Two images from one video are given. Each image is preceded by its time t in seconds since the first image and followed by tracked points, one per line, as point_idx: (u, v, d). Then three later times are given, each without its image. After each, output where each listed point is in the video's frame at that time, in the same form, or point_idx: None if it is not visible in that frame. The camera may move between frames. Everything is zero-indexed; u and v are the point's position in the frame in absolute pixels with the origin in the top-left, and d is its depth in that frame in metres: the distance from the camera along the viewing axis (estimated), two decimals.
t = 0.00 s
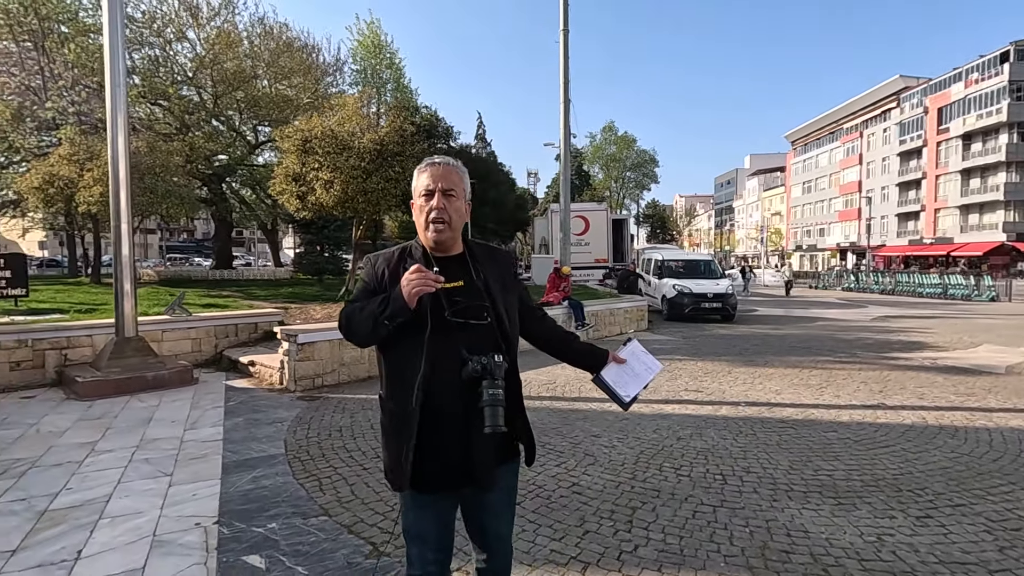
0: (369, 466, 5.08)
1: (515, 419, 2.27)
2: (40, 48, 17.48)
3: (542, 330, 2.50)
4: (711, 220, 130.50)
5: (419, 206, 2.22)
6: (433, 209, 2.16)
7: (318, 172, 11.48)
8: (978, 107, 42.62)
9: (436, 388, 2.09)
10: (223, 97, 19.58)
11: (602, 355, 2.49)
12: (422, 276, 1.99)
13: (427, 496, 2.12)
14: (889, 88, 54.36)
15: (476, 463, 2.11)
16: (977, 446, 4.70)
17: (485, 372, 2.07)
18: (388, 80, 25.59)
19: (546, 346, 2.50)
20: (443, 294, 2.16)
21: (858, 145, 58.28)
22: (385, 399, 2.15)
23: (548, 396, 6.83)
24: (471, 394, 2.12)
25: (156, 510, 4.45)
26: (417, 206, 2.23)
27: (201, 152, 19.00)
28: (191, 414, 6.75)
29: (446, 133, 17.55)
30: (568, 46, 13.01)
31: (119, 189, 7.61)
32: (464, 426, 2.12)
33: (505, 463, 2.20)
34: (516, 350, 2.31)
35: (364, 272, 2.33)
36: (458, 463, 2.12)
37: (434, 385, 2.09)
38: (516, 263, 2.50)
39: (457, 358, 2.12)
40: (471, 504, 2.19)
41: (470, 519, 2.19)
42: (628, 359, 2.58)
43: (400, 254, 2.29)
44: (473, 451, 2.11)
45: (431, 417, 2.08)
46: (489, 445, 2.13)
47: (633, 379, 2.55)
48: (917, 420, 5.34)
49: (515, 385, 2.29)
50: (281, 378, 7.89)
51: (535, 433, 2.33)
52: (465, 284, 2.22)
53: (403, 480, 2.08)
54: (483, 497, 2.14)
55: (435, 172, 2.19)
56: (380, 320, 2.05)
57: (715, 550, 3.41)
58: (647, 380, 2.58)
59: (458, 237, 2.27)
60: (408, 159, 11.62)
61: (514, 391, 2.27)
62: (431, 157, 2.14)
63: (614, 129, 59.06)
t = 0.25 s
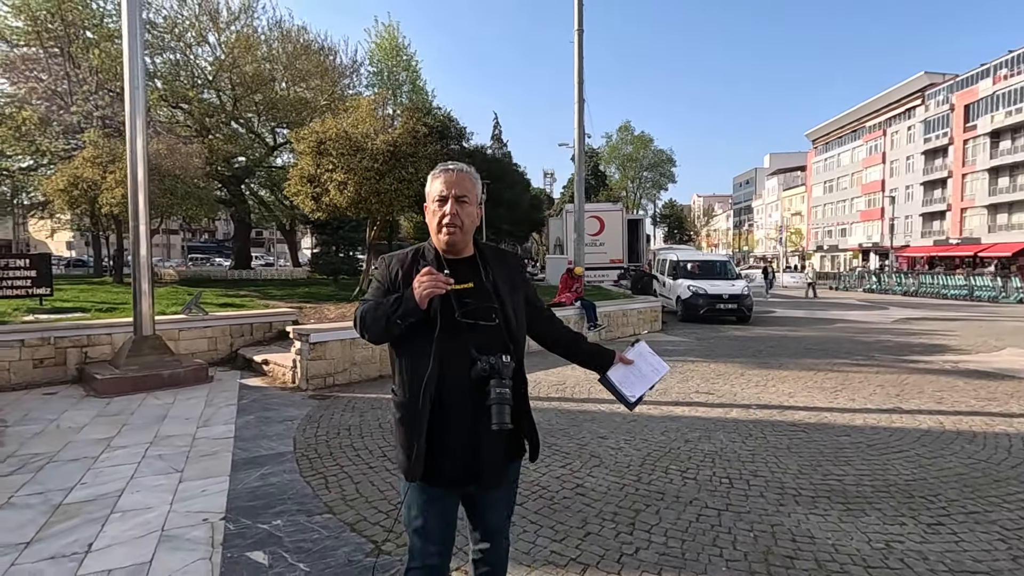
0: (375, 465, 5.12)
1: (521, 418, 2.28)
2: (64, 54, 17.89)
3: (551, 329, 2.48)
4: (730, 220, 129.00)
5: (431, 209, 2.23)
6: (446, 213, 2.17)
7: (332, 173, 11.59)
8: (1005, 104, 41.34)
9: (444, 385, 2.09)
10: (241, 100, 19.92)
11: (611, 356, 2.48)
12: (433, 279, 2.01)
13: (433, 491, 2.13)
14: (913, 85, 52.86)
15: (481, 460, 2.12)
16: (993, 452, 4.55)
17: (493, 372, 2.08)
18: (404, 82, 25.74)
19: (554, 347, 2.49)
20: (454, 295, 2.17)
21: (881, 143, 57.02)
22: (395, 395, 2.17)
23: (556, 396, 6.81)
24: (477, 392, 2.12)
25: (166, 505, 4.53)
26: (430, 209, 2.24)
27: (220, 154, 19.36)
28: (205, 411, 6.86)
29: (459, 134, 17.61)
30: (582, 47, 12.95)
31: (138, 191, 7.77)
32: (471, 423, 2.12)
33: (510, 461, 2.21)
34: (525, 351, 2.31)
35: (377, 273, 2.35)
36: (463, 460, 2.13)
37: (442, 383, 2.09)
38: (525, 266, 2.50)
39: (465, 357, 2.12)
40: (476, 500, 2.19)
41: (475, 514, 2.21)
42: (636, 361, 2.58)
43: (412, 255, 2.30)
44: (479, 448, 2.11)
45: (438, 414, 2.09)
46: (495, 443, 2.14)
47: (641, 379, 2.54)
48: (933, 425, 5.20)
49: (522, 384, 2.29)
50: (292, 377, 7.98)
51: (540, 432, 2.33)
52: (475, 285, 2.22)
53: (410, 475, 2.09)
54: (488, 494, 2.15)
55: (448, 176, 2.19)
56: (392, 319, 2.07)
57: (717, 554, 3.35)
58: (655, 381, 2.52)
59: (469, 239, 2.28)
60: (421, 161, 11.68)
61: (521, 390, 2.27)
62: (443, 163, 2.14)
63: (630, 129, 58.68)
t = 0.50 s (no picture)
0: (382, 465, 5.14)
1: (526, 418, 2.27)
2: (87, 59, 18.29)
3: (558, 332, 2.45)
4: (747, 220, 127.70)
5: (444, 213, 2.23)
6: (459, 220, 2.17)
7: (345, 175, 11.70)
8: None
9: (449, 384, 2.10)
10: (258, 103, 20.23)
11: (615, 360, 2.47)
12: (444, 281, 2.03)
13: (436, 487, 2.15)
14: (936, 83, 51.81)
15: (483, 459, 2.13)
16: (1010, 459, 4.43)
17: (497, 372, 2.08)
18: (419, 84, 25.86)
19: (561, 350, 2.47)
20: (465, 296, 2.18)
21: (902, 143, 55.95)
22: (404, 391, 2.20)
23: (565, 398, 6.79)
24: (482, 391, 2.12)
25: (176, 502, 4.60)
26: (443, 213, 2.25)
27: (236, 157, 19.68)
28: (218, 410, 6.96)
29: (471, 135, 17.65)
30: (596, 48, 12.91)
31: (154, 193, 7.91)
32: (475, 422, 2.12)
33: (512, 461, 2.20)
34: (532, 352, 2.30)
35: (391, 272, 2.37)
36: (466, 457, 2.14)
37: (448, 382, 2.10)
38: (537, 269, 2.48)
39: (471, 357, 2.12)
40: (477, 498, 2.20)
41: (476, 512, 2.21)
42: (640, 366, 2.57)
43: (426, 256, 2.32)
44: (481, 447, 2.12)
45: (443, 411, 2.10)
46: (497, 443, 2.14)
47: (644, 384, 2.52)
48: (950, 431, 5.08)
49: (528, 385, 2.28)
50: (304, 377, 8.05)
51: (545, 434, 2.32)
52: (485, 287, 2.23)
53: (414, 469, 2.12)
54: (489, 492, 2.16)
55: (462, 183, 2.19)
56: (403, 318, 2.09)
57: (721, 558, 3.31)
58: (657, 387, 2.50)
59: (482, 244, 2.28)
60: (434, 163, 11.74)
61: (526, 391, 2.26)
62: (459, 170, 2.14)
63: (645, 129, 58.33)
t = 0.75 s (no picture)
0: (395, 465, 5.17)
1: (532, 416, 2.25)
2: (115, 67, 18.80)
3: (565, 335, 2.43)
4: (769, 222, 125.99)
5: (455, 215, 2.23)
6: (472, 222, 2.16)
7: (363, 178, 11.82)
8: None
9: (458, 379, 2.10)
10: (279, 108, 20.58)
11: (621, 363, 2.43)
12: (457, 279, 2.02)
13: (442, 482, 2.14)
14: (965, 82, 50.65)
15: (490, 454, 2.12)
16: None
17: (505, 369, 2.08)
18: (437, 88, 26.08)
19: (567, 352, 2.45)
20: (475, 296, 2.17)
21: (930, 143, 54.68)
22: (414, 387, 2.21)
23: (578, 401, 6.74)
24: (490, 388, 2.11)
25: (193, 499, 4.68)
26: (455, 215, 2.24)
27: (258, 161, 20.06)
28: (235, 410, 7.06)
29: (487, 138, 17.72)
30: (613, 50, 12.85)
31: (176, 196, 8.07)
32: (482, 417, 2.12)
33: (518, 459, 2.19)
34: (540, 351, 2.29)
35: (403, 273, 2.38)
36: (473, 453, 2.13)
37: (456, 377, 2.10)
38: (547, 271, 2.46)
39: (479, 354, 2.12)
40: (481, 495, 2.18)
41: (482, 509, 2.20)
42: (646, 370, 2.53)
43: (437, 257, 2.31)
44: (488, 443, 2.11)
45: (451, 407, 2.10)
46: (504, 438, 2.13)
47: (649, 388, 2.48)
48: (974, 438, 4.93)
49: (535, 383, 2.26)
50: (321, 377, 8.14)
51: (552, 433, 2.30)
52: (496, 287, 2.22)
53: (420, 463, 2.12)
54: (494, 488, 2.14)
55: (473, 185, 2.19)
56: (414, 315, 2.10)
57: (732, 565, 3.25)
58: (663, 391, 2.47)
59: (493, 245, 2.27)
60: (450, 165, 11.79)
61: (533, 389, 2.25)
62: (470, 173, 2.14)
63: (664, 131, 57.89)
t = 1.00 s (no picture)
0: (409, 466, 5.18)
1: (541, 415, 2.23)
2: (142, 74, 19.29)
3: (569, 336, 2.41)
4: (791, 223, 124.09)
5: (460, 216, 2.21)
6: (478, 220, 2.15)
7: (380, 180, 11.91)
8: None
9: (466, 376, 2.09)
10: (300, 112, 20.89)
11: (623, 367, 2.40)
12: (465, 276, 2.01)
13: (450, 479, 2.12)
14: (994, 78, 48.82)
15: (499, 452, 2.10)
16: None
17: (513, 365, 2.07)
18: (455, 91, 26.22)
19: (572, 353, 2.42)
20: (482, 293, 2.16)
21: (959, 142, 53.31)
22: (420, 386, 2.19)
23: (594, 403, 6.70)
24: (497, 384, 2.10)
25: (210, 496, 4.75)
26: (459, 216, 2.22)
27: (279, 164, 20.37)
28: (254, 409, 7.16)
29: (505, 140, 17.75)
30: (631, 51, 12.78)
31: (197, 199, 8.23)
32: (490, 414, 2.10)
33: (527, 456, 2.16)
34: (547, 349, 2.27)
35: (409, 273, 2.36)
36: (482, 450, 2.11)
37: (464, 374, 2.09)
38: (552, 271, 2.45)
39: (487, 350, 2.11)
40: (490, 493, 2.17)
41: (490, 509, 2.17)
42: (647, 374, 2.49)
43: (443, 257, 2.30)
44: (496, 440, 2.09)
45: (459, 404, 2.08)
46: (513, 435, 2.11)
47: (652, 393, 2.44)
48: (1004, 446, 4.76)
49: (543, 382, 2.25)
50: (338, 378, 8.21)
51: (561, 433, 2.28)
52: (502, 286, 2.20)
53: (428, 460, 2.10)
54: (502, 486, 2.11)
55: (478, 184, 2.17)
56: (421, 312, 2.09)
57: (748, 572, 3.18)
58: (666, 395, 2.43)
59: (499, 245, 2.26)
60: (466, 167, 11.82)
61: (541, 385, 2.24)
62: (476, 172, 2.12)
63: (683, 132, 57.41)
